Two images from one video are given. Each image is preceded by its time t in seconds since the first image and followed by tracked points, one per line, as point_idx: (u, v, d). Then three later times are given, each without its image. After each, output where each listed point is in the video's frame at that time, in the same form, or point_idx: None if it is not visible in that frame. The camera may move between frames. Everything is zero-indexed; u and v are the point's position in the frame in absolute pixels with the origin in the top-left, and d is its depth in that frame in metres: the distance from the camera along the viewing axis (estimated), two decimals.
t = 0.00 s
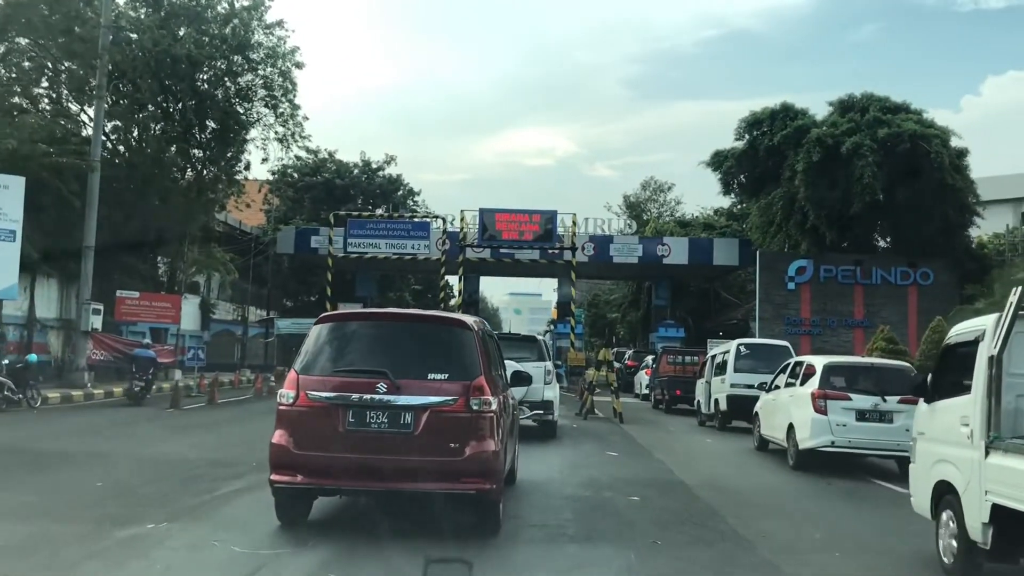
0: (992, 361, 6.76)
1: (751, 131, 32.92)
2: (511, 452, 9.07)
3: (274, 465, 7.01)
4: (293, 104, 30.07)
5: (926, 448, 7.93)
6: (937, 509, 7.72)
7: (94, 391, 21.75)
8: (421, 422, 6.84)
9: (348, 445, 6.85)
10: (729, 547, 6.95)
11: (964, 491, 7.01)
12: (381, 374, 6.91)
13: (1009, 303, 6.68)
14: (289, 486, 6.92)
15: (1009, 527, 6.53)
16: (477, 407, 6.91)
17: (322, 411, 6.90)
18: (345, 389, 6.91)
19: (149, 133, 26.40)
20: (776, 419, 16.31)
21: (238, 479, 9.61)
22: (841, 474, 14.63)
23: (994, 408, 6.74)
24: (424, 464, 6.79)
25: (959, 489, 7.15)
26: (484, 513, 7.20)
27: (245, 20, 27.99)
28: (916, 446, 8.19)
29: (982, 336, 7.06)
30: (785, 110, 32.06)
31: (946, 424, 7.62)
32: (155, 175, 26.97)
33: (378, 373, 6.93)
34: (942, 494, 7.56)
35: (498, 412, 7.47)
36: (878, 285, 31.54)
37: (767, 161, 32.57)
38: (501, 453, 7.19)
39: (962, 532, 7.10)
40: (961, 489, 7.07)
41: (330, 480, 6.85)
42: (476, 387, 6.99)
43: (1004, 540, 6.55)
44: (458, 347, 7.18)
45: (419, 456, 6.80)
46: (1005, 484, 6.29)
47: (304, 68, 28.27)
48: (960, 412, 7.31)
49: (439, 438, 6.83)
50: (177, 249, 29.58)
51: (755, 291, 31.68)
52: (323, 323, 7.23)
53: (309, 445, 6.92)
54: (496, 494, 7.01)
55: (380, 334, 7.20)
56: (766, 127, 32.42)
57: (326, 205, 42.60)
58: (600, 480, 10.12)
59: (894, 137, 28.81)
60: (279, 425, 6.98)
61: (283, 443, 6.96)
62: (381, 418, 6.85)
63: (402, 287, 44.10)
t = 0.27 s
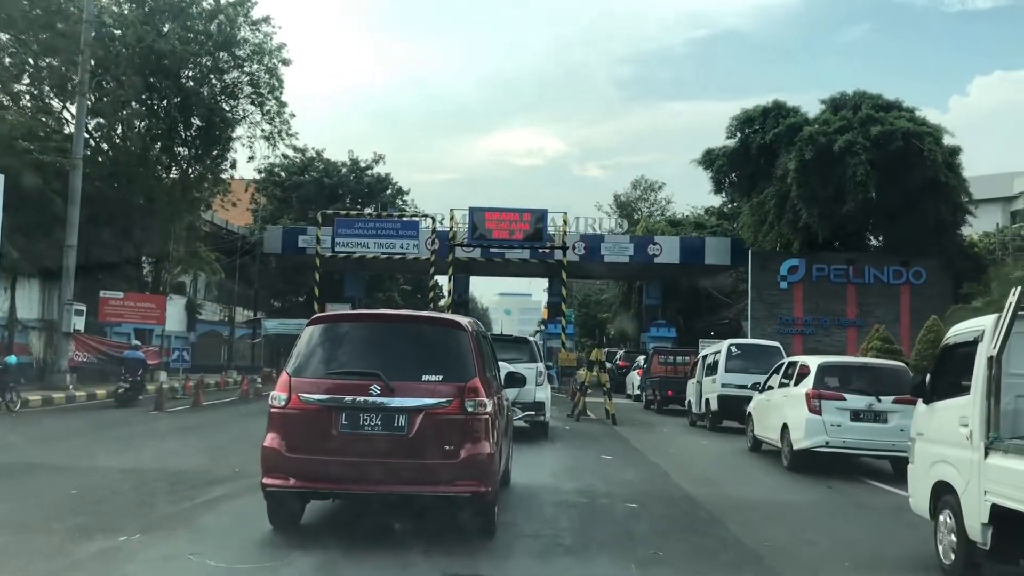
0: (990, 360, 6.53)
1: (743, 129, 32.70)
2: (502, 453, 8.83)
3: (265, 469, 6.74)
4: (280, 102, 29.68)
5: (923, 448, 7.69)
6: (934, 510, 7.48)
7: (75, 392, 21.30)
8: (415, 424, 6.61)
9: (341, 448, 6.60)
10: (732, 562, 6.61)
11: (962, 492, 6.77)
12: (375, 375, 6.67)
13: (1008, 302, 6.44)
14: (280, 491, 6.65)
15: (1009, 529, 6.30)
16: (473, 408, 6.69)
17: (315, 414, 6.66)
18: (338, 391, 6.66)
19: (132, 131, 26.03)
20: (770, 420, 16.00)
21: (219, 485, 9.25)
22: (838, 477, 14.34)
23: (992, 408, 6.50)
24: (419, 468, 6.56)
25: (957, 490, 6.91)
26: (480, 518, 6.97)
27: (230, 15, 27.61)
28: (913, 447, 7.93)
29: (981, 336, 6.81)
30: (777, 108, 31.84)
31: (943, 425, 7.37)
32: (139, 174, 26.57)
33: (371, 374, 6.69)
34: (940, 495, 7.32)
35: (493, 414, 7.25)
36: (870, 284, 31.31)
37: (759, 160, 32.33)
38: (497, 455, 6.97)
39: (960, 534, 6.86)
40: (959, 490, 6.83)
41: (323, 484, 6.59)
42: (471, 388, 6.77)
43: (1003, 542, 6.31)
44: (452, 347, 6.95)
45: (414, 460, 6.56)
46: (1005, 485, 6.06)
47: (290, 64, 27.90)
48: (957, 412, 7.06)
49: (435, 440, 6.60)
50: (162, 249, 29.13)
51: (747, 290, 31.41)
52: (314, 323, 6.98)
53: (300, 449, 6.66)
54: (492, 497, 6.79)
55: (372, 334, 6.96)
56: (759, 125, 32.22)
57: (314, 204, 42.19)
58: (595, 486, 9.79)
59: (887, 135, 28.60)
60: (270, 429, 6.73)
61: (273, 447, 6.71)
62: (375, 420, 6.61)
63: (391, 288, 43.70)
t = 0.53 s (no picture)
0: (980, 356, 6.70)
1: (730, 125, 32.51)
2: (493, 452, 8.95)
3: (255, 469, 6.89)
4: (264, 98, 29.33)
5: (914, 444, 7.91)
6: (925, 503, 7.71)
7: (55, 392, 20.92)
8: (405, 424, 6.76)
9: (330, 447, 6.75)
10: (729, 563, 6.52)
11: (953, 486, 7.00)
12: (364, 374, 6.83)
13: (997, 299, 6.62)
14: (271, 490, 6.80)
15: (998, 521, 6.54)
16: (462, 408, 6.86)
17: (305, 413, 6.81)
18: (327, 391, 6.82)
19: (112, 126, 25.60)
20: (759, 416, 15.83)
21: (200, 487, 9.07)
22: (828, 473, 14.25)
23: (982, 404, 6.71)
24: (408, 466, 6.70)
25: (947, 483, 7.14)
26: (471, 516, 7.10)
27: (212, 9, 27.19)
28: (905, 442, 8.14)
29: (970, 332, 7.01)
30: (764, 103, 31.66)
31: (934, 421, 7.58)
32: (116, 173, 26.13)
33: (361, 374, 6.85)
34: (931, 489, 7.55)
35: (482, 413, 7.40)
36: (858, 280, 31.15)
37: (747, 155, 32.17)
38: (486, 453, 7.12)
39: (951, 527, 7.10)
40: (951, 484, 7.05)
41: (313, 483, 6.74)
42: (460, 388, 6.93)
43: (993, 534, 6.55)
44: (441, 348, 7.11)
45: (404, 458, 6.71)
46: (995, 479, 6.28)
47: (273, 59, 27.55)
48: (948, 408, 7.28)
49: (424, 439, 6.76)
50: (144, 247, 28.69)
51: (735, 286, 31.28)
52: (303, 324, 7.15)
53: (291, 448, 6.81)
54: (481, 495, 6.93)
55: (361, 334, 7.13)
56: (746, 121, 32.04)
57: (298, 201, 41.79)
58: (585, 485, 9.67)
59: (875, 130, 28.53)
60: (261, 428, 6.87)
61: (264, 446, 6.85)
62: (365, 420, 6.76)
63: (377, 285, 43.34)
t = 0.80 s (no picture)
0: (963, 355, 6.75)
1: (715, 121, 32.34)
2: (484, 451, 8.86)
3: (244, 470, 6.78)
4: (244, 93, 28.97)
5: (895, 442, 7.83)
6: (907, 502, 7.62)
7: (32, 393, 20.51)
8: (393, 424, 6.63)
9: (319, 448, 6.64)
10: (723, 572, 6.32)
11: (936, 484, 6.94)
12: (352, 375, 6.70)
13: (980, 297, 6.63)
14: (259, 492, 6.68)
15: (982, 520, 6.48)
16: (451, 408, 6.73)
17: (293, 414, 6.68)
18: (315, 392, 6.69)
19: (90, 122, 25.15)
20: (744, 414, 15.66)
21: (176, 494, 8.79)
22: (817, 471, 14.09)
23: (966, 401, 6.70)
24: (397, 467, 6.59)
25: (930, 481, 7.07)
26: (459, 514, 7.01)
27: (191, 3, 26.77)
28: (886, 440, 8.04)
29: (954, 331, 7.08)
30: (750, 100, 31.55)
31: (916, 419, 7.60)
32: (89, 168, 26.08)
33: (349, 375, 6.71)
34: (914, 488, 7.46)
35: (471, 413, 7.28)
36: (844, 277, 31.18)
37: (732, 152, 32.07)
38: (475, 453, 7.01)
39: (934, 525, 7.03)
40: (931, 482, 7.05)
41: (301, 484, 6.62)
42: (449, 388, 6.80)
43: (977, 532, 6.50)
44: (430, 347, 6.98)
45: (393, 459, 6.59)
46: (980, 477, 6.24)
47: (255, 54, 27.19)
48: (929, 405, 7.23)
49: (413, 440, 6.63)
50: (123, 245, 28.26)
51: (721, 284, 31.18)
52: (291, 324, 7.01)
53: (279, 449, 6.69)
54: (470, 495, 6.82)
55: (349, 334, 6.99)
56: (732, 117, 31.91)
57: (281, 198, 41.40)
58: (573, 489, 9.45)
59: (861, 126, 28.48)
60: (249, 429, 6.74)
61: (253, 447, 6.73)
62: (353, 421, 6.63)
63: (360, 283, 43.01)
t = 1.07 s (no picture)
0: (944, 356, 6.90)
1: (699, 119, 32.16)
2: (468, 451, 8.81)
3: (230, 470, 6.73)
4: (224, 88, 28.51)
5: (880, 441, 7.96)
6: (890, 501, 7.75)
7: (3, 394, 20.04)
8: (380, 424, 6.60)
9: (305, 448, 6.60)
10: None
11: (918, 482, 7.07)
12: (339, 375, 6.66)
13: (962, 301, 6.82)
14: (245, 492, 6.63)
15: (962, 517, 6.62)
16: (437, 408, 6.70)
17: (280, 414, 6.64)
18: (302, 392, 6.64)
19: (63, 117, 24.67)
20: (727, 414, 15.51)
21: (145, 500, 8.46)
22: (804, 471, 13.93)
23: (948, 402, 6.87)
24: (384, 466, 6.56)
25: (912, 480, 7.20)
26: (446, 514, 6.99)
27: None
28: (871, 439, 8.19)
29: (934, 333, 7.25)
30: (734, 97, 31.39)
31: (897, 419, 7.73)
32: (64, 165, 25.82)
33: (336, 374, 6.67)
34: (896, 486, 7.60)
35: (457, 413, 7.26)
36: (827, 276, 31.07)
37: (715, 150, 31.92)
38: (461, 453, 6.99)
39: (917, 522, 7.15)
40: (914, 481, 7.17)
41: (286, 484, 6.58)
42: (435, 388, 6.77)
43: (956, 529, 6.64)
44: (416, 348, 6.95)
45: (378, 459, 6.56)
46: (961, 475, 6.39)
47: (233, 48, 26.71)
48: (911, 406, 7.38)
49: (399, 440, 6.61)
50: (99, 242, 27.76)
51: (704, 283, 31.05)
52: (277, 324, 6.96)
53: (266, 449, 6.64)
54: (457, 495, 6.80)
55: (336, 334, 6.95)
56: (716, 115, 31.74)
57: (261, 196, 40.93)
58: (559, 494, 9.21)
59: (845, 124, 28.40)
60: (235, 429, 6.70)
61: (239, 447, 6.69)
62: (340, 421, 6.59)
63: (342, 282, 42.60)
